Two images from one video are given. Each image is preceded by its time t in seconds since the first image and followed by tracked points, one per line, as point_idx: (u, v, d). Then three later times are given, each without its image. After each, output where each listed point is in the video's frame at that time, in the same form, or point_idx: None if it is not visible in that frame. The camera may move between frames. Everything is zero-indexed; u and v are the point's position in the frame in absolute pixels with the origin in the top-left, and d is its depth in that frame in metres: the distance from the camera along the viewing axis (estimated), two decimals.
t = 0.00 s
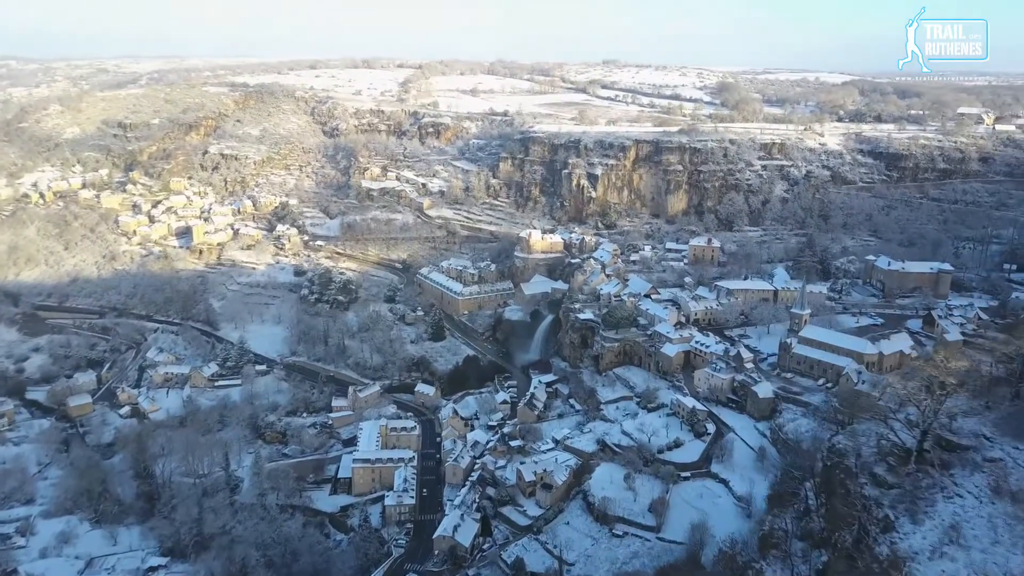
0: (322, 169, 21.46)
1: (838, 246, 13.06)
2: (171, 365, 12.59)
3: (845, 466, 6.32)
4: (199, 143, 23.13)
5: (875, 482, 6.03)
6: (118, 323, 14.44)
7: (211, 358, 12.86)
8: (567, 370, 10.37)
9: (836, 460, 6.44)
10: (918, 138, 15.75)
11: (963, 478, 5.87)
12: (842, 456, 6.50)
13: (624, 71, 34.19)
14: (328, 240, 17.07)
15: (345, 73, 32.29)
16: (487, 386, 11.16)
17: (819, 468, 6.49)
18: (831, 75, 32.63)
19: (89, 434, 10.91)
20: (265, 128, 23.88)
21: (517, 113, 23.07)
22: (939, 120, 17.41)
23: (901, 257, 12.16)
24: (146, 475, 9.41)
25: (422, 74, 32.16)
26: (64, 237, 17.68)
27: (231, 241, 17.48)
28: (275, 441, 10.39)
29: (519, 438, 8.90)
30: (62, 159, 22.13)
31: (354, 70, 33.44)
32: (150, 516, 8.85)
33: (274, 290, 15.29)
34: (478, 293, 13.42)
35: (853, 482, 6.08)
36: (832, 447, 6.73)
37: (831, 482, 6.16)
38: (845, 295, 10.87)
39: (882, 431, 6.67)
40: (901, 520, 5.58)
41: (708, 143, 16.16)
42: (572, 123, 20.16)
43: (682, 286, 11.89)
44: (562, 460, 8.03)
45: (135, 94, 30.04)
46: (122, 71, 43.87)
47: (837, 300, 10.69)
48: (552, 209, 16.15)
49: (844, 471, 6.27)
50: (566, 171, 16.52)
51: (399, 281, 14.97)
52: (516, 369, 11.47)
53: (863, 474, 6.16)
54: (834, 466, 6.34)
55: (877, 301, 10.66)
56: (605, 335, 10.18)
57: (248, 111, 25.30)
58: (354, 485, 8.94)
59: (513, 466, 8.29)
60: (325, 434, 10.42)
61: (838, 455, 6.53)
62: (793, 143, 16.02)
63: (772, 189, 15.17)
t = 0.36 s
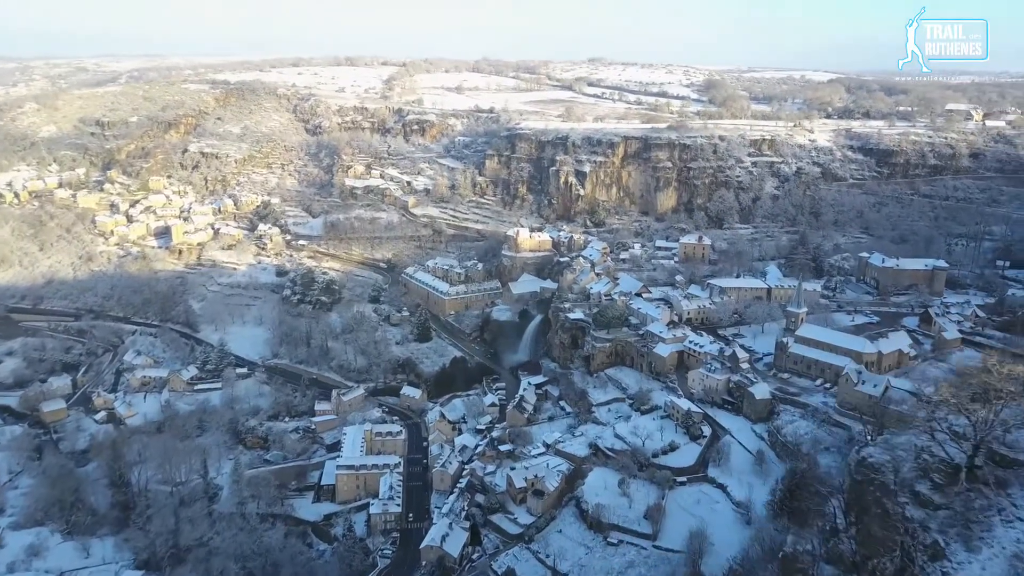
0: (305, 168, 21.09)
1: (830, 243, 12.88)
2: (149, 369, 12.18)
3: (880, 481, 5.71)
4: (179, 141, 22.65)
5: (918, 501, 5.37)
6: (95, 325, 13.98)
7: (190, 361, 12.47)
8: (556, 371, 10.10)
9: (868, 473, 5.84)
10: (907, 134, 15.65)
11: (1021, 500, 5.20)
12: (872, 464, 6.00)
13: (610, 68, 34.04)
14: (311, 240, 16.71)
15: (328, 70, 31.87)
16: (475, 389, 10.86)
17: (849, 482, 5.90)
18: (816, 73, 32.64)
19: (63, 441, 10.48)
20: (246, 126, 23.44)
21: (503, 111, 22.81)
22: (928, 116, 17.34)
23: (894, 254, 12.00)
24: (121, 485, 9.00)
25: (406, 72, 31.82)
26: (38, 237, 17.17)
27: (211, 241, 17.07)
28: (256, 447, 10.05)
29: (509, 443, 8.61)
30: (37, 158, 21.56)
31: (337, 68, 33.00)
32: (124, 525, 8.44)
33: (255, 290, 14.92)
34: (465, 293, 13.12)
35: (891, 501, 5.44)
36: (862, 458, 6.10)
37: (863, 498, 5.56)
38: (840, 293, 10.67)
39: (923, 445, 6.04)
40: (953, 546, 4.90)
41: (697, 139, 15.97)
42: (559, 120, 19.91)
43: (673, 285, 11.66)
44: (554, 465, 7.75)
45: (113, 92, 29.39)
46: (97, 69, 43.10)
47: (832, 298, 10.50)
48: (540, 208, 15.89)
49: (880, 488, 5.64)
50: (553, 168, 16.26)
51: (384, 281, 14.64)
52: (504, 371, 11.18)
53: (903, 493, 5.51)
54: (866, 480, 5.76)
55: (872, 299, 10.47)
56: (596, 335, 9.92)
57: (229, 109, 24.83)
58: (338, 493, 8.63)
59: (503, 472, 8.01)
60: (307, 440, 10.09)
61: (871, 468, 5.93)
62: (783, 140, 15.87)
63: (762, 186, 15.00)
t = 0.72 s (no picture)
0: (287, 166, 20.69)
1: (822, 241, 12.69)
2: (125, 373, 11.76)
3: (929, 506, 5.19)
4: (157, 140, 22.15)
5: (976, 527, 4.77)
6: (69, 328, 13.51)
7: (168, 365, 12.06)
8: (546, 373, 9.82)
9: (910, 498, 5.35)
10: (897, 131, 15.54)
11: None
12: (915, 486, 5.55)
13: (595, 66, 33.87)
14: (293, 240, 16.33)
15: (310, 68, 31.43)
16: (462, 392, 10.55)
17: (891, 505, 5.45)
18: (801, 71, 32.66)
19: (34, 448, 10.04)
20: (226, 124, 22.98)
21: (489, 108, 22.52)
22: (917, 113, 17.26)
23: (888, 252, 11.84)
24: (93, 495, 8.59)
25: (390, 69, 31.45)
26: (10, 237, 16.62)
27: (190, 241, 16.63)
28: (235, 453, 9.69)
29: (499, 448, 8.30)
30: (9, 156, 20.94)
31: (319, 65, 32.53)
32: (97, 536, 8.03)
33: (236, 291, 14.52)
34: (452, 293, 12.81)
35: (945, 528, 4.89)
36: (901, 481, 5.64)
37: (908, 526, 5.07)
38: (835, 291, 10.48)
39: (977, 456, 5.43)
40: None
41: (686, 136, 15.76)
42: (546, 117, 19.65)
43: (665, 284, 11.42)
44: (545, 471, 7.46)
45: (89, 89, 28.75)
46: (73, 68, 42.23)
47: (826, 296, 10.30)
48: (527, 206, 15.61)
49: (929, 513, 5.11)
50: (541, 165, 15.98)
51: (369, 281, 14.31)
52: (492, 373, 10.89)
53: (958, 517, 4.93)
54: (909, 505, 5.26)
55: (867, 297, 10.28)
56: (587, 336, 9.65)
57: (209, 107, 24.35)
58: (321, 501, 8.30)
59: (492, 478, 7.72)
60: (289, 445, 9.73)
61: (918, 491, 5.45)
62: (773, 137, 15.70)
63: (753, 183, 14.81)
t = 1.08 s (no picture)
0: (269, 165, 20.27)
1: (815, 239, 12.49)
2: (100, 378, 11.33)
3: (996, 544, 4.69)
4: (136, 139, 21.63)
5: None
6: (42, 331, 13.04)
7: (145, 369, 11.64)
8: (537, 375, 9.52)
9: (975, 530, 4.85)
10: (888, 128, 15.40)
11: None
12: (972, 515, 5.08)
13: (581, 64, 33.68)
14: (275, 240, 15.94)
15: (292, 66, 30.97)
16: (450, 396, 10.23)
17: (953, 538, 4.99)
18: (787, 70, 32.64)
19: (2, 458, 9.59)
20: (207, 122, 22.51)
21: (474, 105, 22.22)
22: (906, 110, 17.16)
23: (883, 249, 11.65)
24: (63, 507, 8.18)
25: (373, 67, 31.07)
26: None
27: (169, 241, 16.19)
28: (214, 462, 9.31)
29: (487, 454, 7.99)
30: None
31: (302, 63, 32.09)
32: (66, 551, 7.63)
33: (216, 293, 14.12)
34: (438, 293, 12.49)
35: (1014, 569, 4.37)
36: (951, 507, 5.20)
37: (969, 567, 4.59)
38: (830, 290, 10.27)
39: None
40: None
41: (676, 133, 15.54)
42: (533, 114, 19.37)
43: (656, 283, 11.16)
44: (537, 479, 7.15)
45: (66, 88, 28.14)
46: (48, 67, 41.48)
47: (822, 295, 10.09)
48: (515, 204, 15.32)
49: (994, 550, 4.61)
50: (528, 163, 15.69)
51: (352, 282, 13.95)
52: (480, 376, 10.57)
53: None
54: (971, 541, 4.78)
55: (863, 295, 10.08)
56: (578, 337, 9.37)
57: (189, 105, 23.85)
58: (303, 512, 7.94)
59: (482, 486, 7.40)
60: (270, 453, 9.36)
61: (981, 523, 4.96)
62: (763, 134, 15.52)
63: (744, 180, 14.62)
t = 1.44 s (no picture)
0: (248, 164, 19.82)
1: (806, 237, 12.29)
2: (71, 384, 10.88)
3: None
4: (110, 137, 21.09)
5: None
6: (12, 335, 12.57)
7: (119, 375, 11.20)
8: (525, 378, 9.23)
9: None
10: (876, 124, 15.27)
11: None
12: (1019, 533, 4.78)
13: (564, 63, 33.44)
14: (255, 240, 15.53)
15: (272, 64, 30.46)
16: (435, 400, 9.91)
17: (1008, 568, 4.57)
18: (771, 68, 32.58)
19: None
20: (184, 121, 22.00)
21: (458, 103, 21.89)
22: (893, 106, 17.06)
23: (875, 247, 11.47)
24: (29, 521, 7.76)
25: (355, 65, 30.65)
26: None
27: (145, 242, 15.72)
28: (190, 471, 8.92)
29: (475, 462, 7.68)
30: None
31: (282, 62, 31.58)
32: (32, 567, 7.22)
33: (194, 296, 13.70)
34: (423, 294, 12.16)
35: None
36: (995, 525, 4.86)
37: None
38: (823, 288, 10.06)
39: None
40: None
41: (664, 130, 15.31)
42: (517, 112, 19.08)
43: (646, 283, 10.91)
44: (528, 487, 6.87)
45: (39, 87, 27.48)
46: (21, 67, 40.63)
47: (815, 293, 9.87)
48: (500, 203, 15.02)
49: None
50: (514, 161, 15.39)
51: (334, 283, 13.59)
52: (466, 379, 10.26)
53: None
54: None
55: (857, 294, 9.88)
56: (568, 338, 9.08)
57: (167, 103, 23.33)
58: (283, 523, 7.59)
59: (471, 495, 7.09)
60: (249, 461, 8.99)
61: None
62: (752, 130, 15.33)
63: (733, 177, 14.42)
